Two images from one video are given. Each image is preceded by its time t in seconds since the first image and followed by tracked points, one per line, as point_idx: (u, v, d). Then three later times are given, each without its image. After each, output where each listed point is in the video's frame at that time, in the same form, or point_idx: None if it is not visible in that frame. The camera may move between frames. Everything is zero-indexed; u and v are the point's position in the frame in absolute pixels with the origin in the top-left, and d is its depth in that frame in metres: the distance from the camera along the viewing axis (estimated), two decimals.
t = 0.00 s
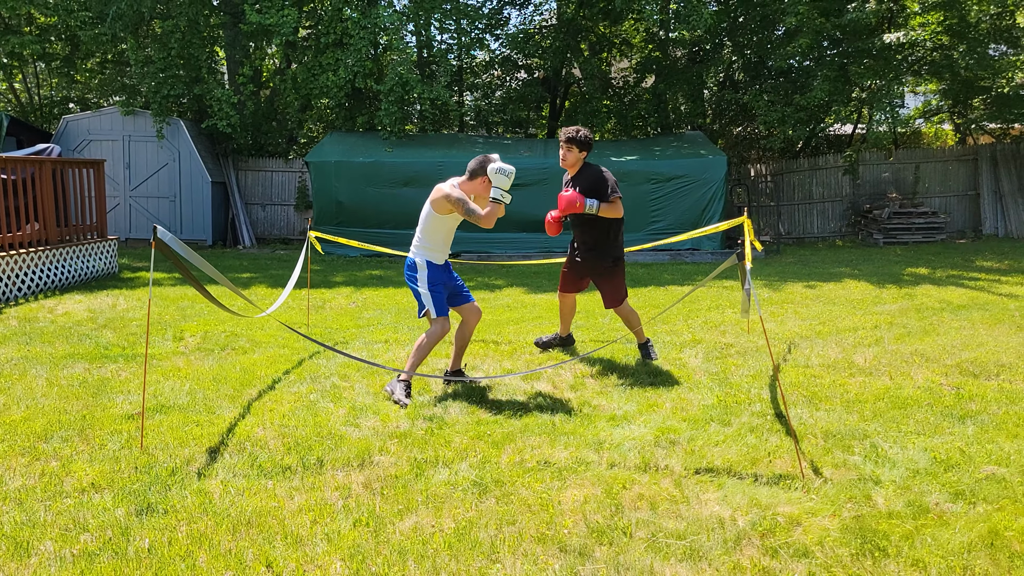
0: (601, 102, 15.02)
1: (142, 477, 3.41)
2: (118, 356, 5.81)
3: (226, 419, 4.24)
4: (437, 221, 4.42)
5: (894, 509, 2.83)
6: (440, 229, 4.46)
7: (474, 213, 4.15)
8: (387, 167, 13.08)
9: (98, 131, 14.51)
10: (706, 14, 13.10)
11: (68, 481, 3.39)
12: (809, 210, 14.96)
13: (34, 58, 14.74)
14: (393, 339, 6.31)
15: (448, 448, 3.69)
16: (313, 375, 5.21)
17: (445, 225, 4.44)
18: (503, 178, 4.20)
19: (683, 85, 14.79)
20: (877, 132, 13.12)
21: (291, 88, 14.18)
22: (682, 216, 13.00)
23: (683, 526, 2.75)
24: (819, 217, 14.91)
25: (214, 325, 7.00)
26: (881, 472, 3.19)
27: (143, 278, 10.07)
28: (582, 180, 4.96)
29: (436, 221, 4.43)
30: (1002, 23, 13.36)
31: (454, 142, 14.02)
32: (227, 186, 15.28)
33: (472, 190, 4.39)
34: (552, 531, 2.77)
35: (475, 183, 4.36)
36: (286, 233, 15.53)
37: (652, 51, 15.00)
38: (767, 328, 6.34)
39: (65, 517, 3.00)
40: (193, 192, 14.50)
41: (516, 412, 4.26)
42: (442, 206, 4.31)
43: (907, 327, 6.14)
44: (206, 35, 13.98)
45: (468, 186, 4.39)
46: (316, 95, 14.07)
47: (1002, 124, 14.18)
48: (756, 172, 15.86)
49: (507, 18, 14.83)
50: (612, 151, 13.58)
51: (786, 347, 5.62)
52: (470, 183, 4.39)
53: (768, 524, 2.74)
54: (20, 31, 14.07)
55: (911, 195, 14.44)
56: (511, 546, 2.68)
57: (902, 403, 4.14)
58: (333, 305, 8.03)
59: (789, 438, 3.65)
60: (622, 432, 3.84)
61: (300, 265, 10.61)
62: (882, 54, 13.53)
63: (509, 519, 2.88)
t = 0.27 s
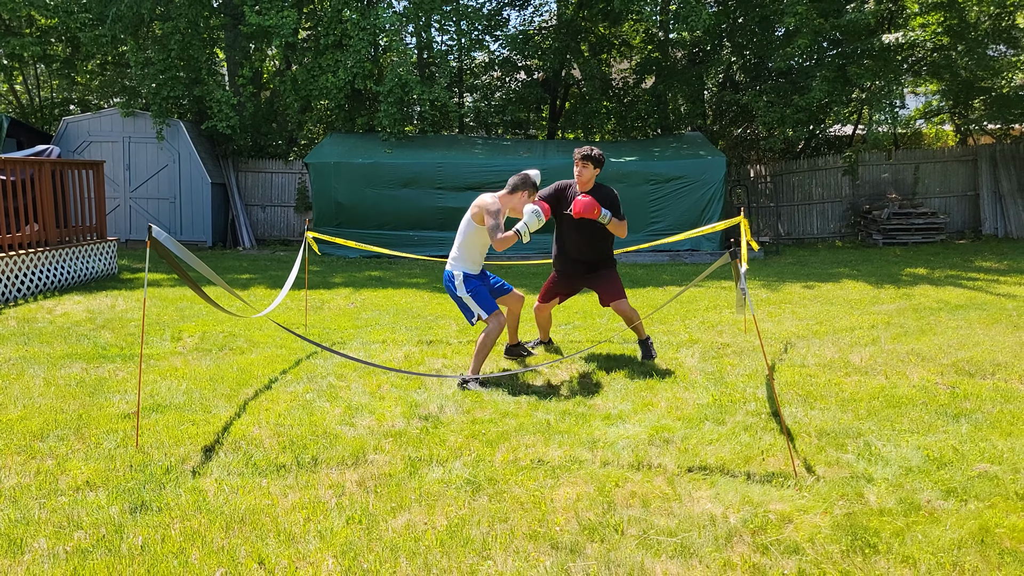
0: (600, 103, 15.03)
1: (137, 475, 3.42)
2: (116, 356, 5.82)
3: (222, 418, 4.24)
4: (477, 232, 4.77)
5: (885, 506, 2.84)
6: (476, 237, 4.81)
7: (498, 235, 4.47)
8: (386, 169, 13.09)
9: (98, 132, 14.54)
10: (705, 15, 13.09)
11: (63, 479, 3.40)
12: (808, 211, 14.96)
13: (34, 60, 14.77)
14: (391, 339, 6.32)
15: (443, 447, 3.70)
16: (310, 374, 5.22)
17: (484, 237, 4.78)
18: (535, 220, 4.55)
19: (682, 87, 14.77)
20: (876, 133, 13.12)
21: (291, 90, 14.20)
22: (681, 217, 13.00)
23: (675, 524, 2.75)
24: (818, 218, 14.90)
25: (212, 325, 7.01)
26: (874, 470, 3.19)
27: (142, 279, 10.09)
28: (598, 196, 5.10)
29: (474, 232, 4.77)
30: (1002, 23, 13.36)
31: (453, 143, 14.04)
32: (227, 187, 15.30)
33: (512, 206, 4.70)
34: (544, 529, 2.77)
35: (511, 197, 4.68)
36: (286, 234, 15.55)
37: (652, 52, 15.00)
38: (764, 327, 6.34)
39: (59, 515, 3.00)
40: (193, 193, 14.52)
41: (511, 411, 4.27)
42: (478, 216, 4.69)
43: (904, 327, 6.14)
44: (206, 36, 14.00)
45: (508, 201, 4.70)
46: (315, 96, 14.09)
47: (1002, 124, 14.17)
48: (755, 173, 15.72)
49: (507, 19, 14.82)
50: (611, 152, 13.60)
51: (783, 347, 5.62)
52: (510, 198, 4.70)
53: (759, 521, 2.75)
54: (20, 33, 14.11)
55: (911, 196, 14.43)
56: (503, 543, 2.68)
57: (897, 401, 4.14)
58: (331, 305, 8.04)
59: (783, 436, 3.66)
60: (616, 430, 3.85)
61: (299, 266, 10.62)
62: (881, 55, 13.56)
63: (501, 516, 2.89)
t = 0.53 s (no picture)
0: (603, 104, 15.02)
1: (139, 477, 3.42)
2: (119, 358, 5.83)
3: (225, 419, 4.25)
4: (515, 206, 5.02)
5: (888, 508, 2.84)
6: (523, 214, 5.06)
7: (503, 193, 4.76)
8: (389, 170, 13.11)
9: (102, 134, 14.58)
10: (708, 15, 13.07)
11: (66, 480, 3.41)
12: (812, 212, 14.94)
13: (38, 62, 14.81)
14: (393, 340, 6.32)
15: (445, 448, 3.70)
16: (313, 375, 5.23)
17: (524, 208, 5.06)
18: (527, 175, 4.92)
19: (685, 87, 14.79)
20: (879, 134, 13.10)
21: (294, 91, 14.19)
22: (683, 218, 12.99)
23: (677, 525, 2.75)
24: (821, 218, 14.89)
25: (215, 326, 7.03)
26: (877, 471, 3.19)
27: (146, 281, 10.11)
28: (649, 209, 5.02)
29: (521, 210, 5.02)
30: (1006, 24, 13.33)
31: (456, 144, 14.05)
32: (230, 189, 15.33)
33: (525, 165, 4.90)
34: (546, 530, 2.78)
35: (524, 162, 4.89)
36: (289, 236, 15.58)
37: (654, 53, 15.00)
38: (767, 328, 6.34)
39: (62, 516, 3.01)
40: (196, 195, 14.56)
41: (513, 412, 4.27)
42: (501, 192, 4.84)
43: (907, 328, 6.13)
44: (209, 38, 14.03)
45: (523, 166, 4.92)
46: (318, 98, 14.11)
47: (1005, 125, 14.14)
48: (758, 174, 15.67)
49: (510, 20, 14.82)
50: (614, 153, 13.59)
51: (785, 348, 5.62)
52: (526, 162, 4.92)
53: (762, 522, 2.75)
54: (24, 35, 14.15)
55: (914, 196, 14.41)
56: (504, 544, 2.68)
57: (900, 403, 4.14)
58: (334, 306, 8.06)
59: (785, 438, 3.66)
60: (618, 432, 3.84)
61: (301, 268, 10.64)
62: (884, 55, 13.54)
63: (503, 518, 2.89)
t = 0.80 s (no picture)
0: (607, 104, 15.01)
1: (144, 475, 3.43)
2: (123, 357, 5.84)
3: (229, 418, 4.26)
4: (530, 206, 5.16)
5: (893, 508, 2.84)
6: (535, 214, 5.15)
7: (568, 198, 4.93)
8: (392, 170, 13.11)
9: (106, 133, 14.61)
10: (712, 15, 13.04)
11: (71, 479, 3.42)
12: (816, 212, 14.91)
13: (42, 61, 14.84)
14: (397, 340, 6.32)
15: (449, 448, 3.70)
16: (317, 375, 5.23)
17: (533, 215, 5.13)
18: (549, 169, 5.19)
19: (689, 87, 14.78)
20: (884, 134, 13.06)
21: (297, 91, 14.17)
22: (687, 218, 12.97)
23: (682, 525, 2.75)
24: (825, 218, 14.86)
25: (219, 325, 7.04)
26: (882, 471, 3.18)
27: (149, 280, 10.13)
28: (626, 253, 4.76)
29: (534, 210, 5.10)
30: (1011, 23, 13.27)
31: (459, 144, 14.04)
32: (234, 188, 15.35)
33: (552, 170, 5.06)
34: (551, 530, 2.78)
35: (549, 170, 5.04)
36: (292, 235, 15.59)
37: (658, 52, 14.98)
38: (771, 329, 6.33)
39: (67, 514, 3.02)
40: (200, 194, 14.58)
41: (517, 412, 4.27)
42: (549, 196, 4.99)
43: (912, 328, 6.11)
44: (213, 37, 14.04)
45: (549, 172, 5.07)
46: (322, 97, 14.11)
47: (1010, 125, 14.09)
48: (763, 174, 15.66)
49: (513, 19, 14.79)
50: (618, 152, 13.58)
51: (790, 348, 5.61)
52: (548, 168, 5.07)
53: (767, 522, 2.75)
54: (29, 35, 14.18)
55: (919, 197, 14.37)
56: (509, 544, 2.68)
57: (905, 403, 4.13)
58: (338, 306, 8.06)
59: (790, 438, 3.65)
60: (623, 432, 3.84)
61: (305, 267, 10.65)
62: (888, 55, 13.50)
63: (508, 517, 2.89)
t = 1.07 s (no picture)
0: (608, 99, 15.00)
1: (146, 472, 3.43)
2: (125, 353, 5.84)
3: (231, 414, 4.26)
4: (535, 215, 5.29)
5: (896, 504, 2.84)
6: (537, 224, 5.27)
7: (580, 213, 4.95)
8: (393, 165, 13.10)
9: (107, 129, 14.59)
10: (714, 10, 13.02)
11: (73, 474, 3.42)
12: (817, 208, 14.89)
13: (43, 56, 14.81)
14: (399, 336, 6.32)
15: (451, 444, 3.70)
16: (319, 371, 5.23)
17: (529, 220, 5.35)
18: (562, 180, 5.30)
19: (691, 83, 14.74)
20: (886, 130, 13.04)
21: (298, 86, 14.15)
22: (688, 214, 12.96)
23: (684, 522, 2.75)
24: (827, 215, 14.84)
25: (221, 321, 7.04)
26: (884, 468, 3.18)
27: (150, 276, 10.12)
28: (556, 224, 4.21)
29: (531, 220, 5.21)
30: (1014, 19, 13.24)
31: (461, 140, 14.02)
32: (235, 184, 15.33)
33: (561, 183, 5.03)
34: (553, 526, 2.78)
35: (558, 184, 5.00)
36: (293, 231, 15.59)
37: (660, 48, 14.95)
38: (773, 325, 6.32)
39: (70, 510, 3.02)
40: (201, 190, 14.57)
41: (519, 409, 4.26)
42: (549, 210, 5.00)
43: (913, 325, 6.11)
44: (214, 32, 14.02)
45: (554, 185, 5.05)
46: (323, 93, 14.09)
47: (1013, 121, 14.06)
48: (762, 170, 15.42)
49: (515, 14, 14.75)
50: (619, 148, 13.55)
51: (792, 344, 5.61)
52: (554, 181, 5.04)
53: (769, 519, 2.75)
54: (30, 29, 14.15)
55: (921, 193, 14.35)
56: (512, 540, 2.68)
57: (907, 399, 4.13)
58: (340, 302, 8.06)
59: (792, 434, 3.65)
60: (625, 428, 3.84)
61: (306, 263, 10.65)
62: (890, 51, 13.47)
63: (510, 514, 2.89)
